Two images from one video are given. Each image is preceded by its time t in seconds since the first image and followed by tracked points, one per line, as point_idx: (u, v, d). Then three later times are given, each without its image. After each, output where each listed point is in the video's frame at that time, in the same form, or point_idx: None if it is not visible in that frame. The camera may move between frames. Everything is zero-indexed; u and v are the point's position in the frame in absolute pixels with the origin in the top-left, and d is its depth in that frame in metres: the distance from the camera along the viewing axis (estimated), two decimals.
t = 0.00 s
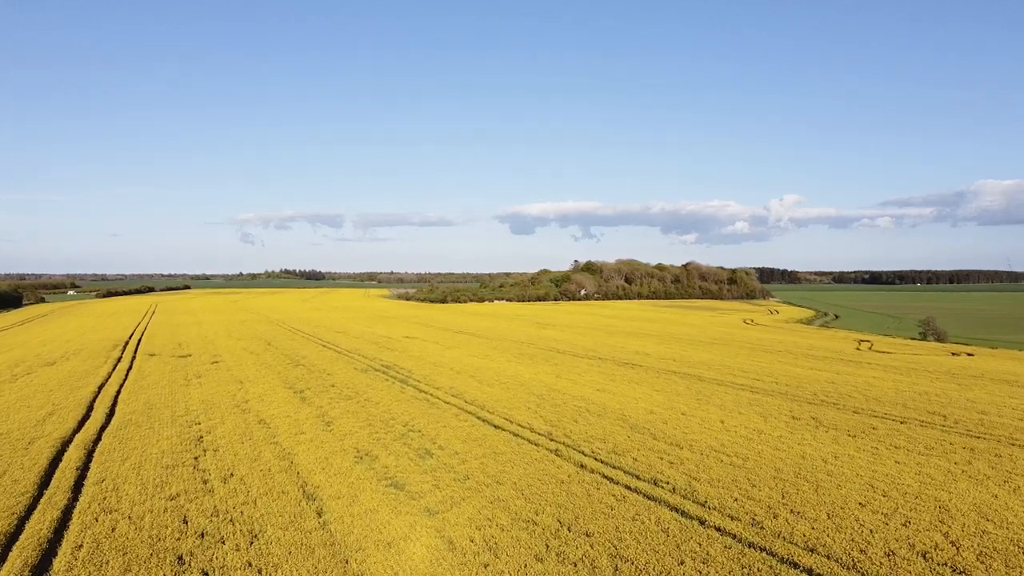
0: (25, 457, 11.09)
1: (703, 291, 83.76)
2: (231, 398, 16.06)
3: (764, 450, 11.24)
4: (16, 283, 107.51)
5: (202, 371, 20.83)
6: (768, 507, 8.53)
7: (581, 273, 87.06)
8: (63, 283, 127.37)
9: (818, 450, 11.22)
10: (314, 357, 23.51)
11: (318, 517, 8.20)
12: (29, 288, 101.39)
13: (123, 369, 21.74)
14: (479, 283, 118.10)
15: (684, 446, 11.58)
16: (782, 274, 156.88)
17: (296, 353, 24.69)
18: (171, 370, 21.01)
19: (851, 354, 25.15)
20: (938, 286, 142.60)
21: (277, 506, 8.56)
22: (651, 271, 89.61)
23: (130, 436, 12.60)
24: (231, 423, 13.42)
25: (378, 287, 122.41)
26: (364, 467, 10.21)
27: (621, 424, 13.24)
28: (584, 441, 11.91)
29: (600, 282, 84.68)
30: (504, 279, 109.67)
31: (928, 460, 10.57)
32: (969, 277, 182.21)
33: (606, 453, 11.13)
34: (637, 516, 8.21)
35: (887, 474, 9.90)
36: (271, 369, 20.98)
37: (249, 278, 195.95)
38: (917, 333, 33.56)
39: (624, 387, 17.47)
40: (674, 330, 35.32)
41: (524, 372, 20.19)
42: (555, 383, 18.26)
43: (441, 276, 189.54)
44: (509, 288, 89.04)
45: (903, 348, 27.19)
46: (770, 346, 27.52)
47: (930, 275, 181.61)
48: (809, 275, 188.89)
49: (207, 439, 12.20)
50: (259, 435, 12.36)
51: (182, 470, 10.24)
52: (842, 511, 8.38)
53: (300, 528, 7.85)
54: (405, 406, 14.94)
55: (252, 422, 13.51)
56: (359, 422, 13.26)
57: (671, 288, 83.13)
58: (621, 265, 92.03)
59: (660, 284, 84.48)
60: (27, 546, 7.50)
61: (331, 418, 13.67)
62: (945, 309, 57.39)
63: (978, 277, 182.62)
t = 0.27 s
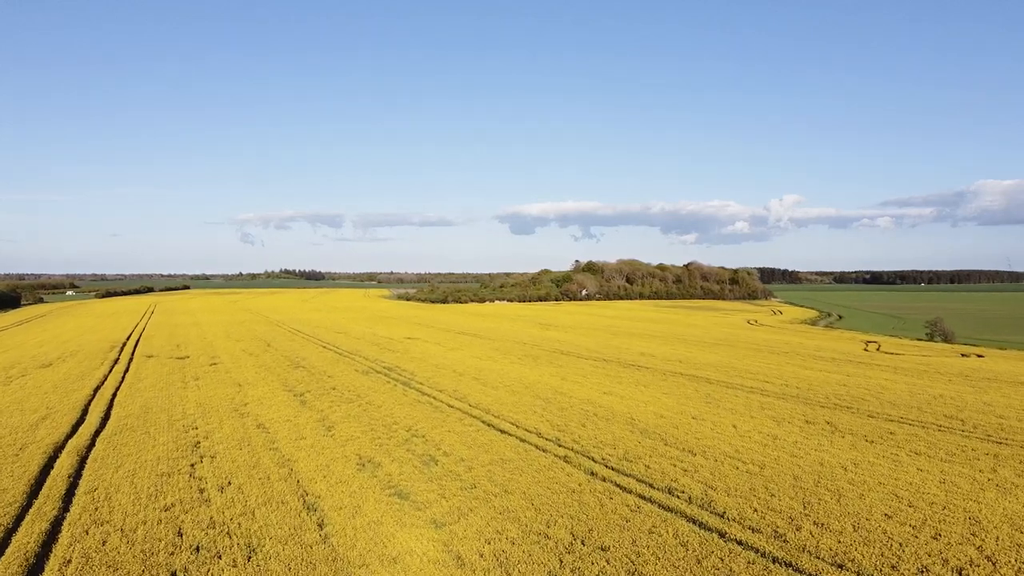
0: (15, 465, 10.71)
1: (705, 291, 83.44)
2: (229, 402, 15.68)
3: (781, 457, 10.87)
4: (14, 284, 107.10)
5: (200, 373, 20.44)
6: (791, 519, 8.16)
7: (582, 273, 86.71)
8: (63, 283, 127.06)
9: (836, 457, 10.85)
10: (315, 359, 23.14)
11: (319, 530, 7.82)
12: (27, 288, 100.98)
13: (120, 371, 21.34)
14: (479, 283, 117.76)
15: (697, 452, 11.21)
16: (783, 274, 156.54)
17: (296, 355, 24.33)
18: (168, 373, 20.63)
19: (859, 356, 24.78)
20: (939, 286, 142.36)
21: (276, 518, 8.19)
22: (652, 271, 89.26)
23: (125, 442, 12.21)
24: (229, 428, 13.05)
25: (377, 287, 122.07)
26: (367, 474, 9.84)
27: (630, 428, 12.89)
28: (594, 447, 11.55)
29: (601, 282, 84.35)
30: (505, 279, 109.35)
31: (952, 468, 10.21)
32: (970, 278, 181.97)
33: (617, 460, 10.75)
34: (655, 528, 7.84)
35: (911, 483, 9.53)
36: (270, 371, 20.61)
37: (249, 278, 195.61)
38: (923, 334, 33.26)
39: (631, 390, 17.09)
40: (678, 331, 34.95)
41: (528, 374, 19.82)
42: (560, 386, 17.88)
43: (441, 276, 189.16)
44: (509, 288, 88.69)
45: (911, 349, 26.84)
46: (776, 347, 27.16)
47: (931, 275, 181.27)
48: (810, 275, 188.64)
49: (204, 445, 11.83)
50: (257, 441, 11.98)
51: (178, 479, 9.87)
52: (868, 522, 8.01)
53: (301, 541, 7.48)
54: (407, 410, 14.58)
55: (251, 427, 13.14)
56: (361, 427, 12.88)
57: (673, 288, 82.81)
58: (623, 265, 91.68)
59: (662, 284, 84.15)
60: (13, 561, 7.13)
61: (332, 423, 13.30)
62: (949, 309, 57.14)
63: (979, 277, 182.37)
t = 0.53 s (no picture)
0: (3, 473, 10.31)
1: (707, 291, 83.15)
2: (227, 406, 15.29)
3: (798, 464, 10.49)
4: (13, 284, 106.79)
5: (198, 375, 20.04)
6: (815, 531, 7.77)
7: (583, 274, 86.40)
8: (61, 283, 126.59)
9: (856, 464, 10.48)
10: (315, 361, 22.75)
11: (320, 544, 7.42)
12: (26, 287, 100.90)
13: (116, 373, 20.96)
14: (480, 284, 117.47)
15: (711, 459, 10.83)
16: (784, 275, 156.20)
17: (295, 356, 23.94)
18: (165, 375, 20.24)
19: (867, 357, 24.43)
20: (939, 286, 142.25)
21: (274, 531, 7.78)
22: (654, 271, 88.94)
23: (119, 447, 11.81)
24: (226, 433, 12.66)
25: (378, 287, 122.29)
26: (369, 483, 9.45)
27: (640, 434, 12.51)
28: (604, 454, 11.17)
29: (603, 282, 84.04)
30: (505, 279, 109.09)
31: (977, 476, 9.82)
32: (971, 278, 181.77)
33: (629, 467, 10.37)
34: (673, 542, 7.45)
35: (937, 492, 9.14)
36: (269, 373, 20.21)
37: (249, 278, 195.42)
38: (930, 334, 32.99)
39: (639, 393, 16.71)
40: (682, 331, 34.57)
41: (533, 377, 19.44)
42: (566, 388, 17.49)
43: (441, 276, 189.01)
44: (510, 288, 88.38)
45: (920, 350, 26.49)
46: (783, 349, 26.79)
47: (932, 275, 180.95)
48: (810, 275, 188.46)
49: (201, 451, 11.44)
50: (255, 447, 11.60)
51: (173, 487, 9.49)
52: (896, 535, 7.63)
53: (300, 556, 7.10)
54: (410, 414, 14.20)
55: (249, 432, 12.75)
56: (363, 432, 12.49)
57: (675, 288, 82.51)
58: (624, 265, 91.38)
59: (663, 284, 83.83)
60: None
61: (333, 428, 12.92)
62: (952, 309, 56.90)
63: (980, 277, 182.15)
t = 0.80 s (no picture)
0: None
1: (708, 291, 82.89)
2: (225, 408, 14.97)
3: (813, 469, 10.17)
4: (11, 283, 106.42)
5: (196, 376, 19.73)
6: (837, 541, 7.45)
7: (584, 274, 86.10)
8: (60, 283, 126.23)
9: (873, 469, 10.16)
10: (314, 362, 22.42)
11: (320, 554, 7.10)
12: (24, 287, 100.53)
13: (113, 374, 20.65)
14: (480, 284, 117.18)
15: (723, 464, 10.52)
16: (785, 275, 155.94)
17: (295, 357, 23.60)
18: (162, 376, 19.93)
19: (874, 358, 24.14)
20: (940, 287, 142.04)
21: (272, 541, 7.47)
22: (655, 271, 88.66)
23: (113, 451, 11.49)
24: (223, 437, 12.34)
25: (378, 288, 121.98)
26: (371, 489, 9.13)
27: (649, 437, 12.20)
28: (612, 458, 10.85)
29: (604, 282, 83.75)
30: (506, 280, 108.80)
31: (1000, 482, 9.50)
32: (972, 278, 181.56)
33: (639, 473, 10.05)
34: (690, 553, 7.13)
35: (960, 498, 8.82)
36: (268, 374, 19.89)
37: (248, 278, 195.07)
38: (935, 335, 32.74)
39: (645, 394, 16.41)
40: (686, 332, 34.26)
41: (536, 378, 19.14)
42: (570, 390, 17.19)
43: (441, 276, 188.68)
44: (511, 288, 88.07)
45: (927, 351, 26.21)
46: (788, 349, 26.52)
47: (933, 276, 180.69)
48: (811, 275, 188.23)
49: (197, 455, 11.12)
50: (253, 451, 11.26)
51: (167, 494, 9.16)
52: (923, 545, 7.30)
53: (300, 568, 6.78)
54: (412, 416, 13.88)
55: (247, 435, 12.41)
56: (364, 435, 12.17)
57: (676, 288, 82.25)
58: (625, 265, 91.07)
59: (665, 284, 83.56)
60: None
61: (333, 431, 12.60)
62: (955, 309, 56.68)
63: (981, 277, 181.96)
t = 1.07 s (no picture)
0: None
1: (710, 291, 82.53)
2: (222, 409, 14.59)
3: (833, 474, 9.80)
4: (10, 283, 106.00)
5: (193, 376, 19.35)
6: (865, 551, 7.07)
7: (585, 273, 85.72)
8: (59, 283, 125.87)
9: (895, 474, 9.79)
10: (314, 362, 22.05)
11: (321, 565, 6.73)
12: (22, 287, 100.18)
13: (109, 374, 20.27)
14: (480, 283, 116.83)
15: (738, 468, 10.15)
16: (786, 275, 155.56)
17: (294, 357, 23.23)
18: (159, 376, 19.55)
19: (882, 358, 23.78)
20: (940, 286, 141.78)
21: (270, 550, 7.09)
22: (656, 271, 88.30)
23: (106, 454, 11.10)
24: (220, 439, 11.96)
25: (378, 287, 121.72)
26: (374, 495, 8.77)
27: (659, 440, 11.82)
28: (622, 462, 10.50)
29: (605, 282, 83.38)
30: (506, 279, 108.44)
31: None
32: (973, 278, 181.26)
33: (652, 477, 9.67)
34: (711, 564, 6.76)
35: (989, 505, 8.45)
36: (267, 374, 19.51)
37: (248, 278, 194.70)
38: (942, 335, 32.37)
39: (652, 396, 16.04)
40: (690, 332, 33.85)
41: (540, 378, 18.77)
42: (575, 390, 16.83)
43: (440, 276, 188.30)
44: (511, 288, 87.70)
45: (935, 351, 25.85)
46: (795, 349, 26.16)
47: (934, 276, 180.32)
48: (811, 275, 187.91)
49: (193, 459, 10.73)
50: (250, 454, 10.88)
51: (161, 499, 8.78)
52: (956, 556, 6.93)
53: None
54: (415, 418, 13.49)
55: (243, 438, 12.03)
56: (366, 438, 11.80)
57: (677, 288, 81.89)
58: (626, 265, 90.70)
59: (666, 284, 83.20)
60: None
61: (334, 433, 12.21)
62: (959, 309, 56.33)
63: (982, 277, 181.63)
